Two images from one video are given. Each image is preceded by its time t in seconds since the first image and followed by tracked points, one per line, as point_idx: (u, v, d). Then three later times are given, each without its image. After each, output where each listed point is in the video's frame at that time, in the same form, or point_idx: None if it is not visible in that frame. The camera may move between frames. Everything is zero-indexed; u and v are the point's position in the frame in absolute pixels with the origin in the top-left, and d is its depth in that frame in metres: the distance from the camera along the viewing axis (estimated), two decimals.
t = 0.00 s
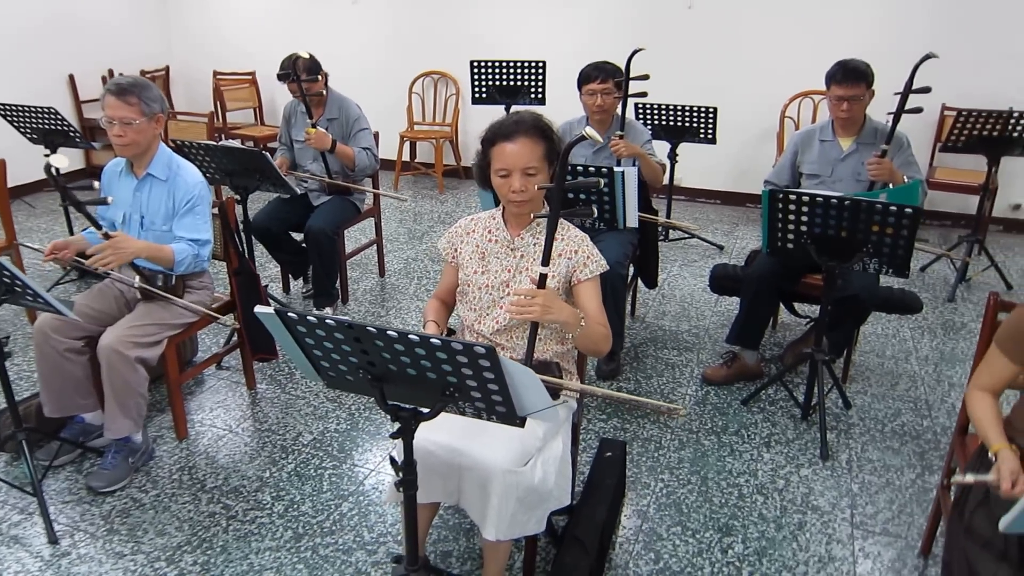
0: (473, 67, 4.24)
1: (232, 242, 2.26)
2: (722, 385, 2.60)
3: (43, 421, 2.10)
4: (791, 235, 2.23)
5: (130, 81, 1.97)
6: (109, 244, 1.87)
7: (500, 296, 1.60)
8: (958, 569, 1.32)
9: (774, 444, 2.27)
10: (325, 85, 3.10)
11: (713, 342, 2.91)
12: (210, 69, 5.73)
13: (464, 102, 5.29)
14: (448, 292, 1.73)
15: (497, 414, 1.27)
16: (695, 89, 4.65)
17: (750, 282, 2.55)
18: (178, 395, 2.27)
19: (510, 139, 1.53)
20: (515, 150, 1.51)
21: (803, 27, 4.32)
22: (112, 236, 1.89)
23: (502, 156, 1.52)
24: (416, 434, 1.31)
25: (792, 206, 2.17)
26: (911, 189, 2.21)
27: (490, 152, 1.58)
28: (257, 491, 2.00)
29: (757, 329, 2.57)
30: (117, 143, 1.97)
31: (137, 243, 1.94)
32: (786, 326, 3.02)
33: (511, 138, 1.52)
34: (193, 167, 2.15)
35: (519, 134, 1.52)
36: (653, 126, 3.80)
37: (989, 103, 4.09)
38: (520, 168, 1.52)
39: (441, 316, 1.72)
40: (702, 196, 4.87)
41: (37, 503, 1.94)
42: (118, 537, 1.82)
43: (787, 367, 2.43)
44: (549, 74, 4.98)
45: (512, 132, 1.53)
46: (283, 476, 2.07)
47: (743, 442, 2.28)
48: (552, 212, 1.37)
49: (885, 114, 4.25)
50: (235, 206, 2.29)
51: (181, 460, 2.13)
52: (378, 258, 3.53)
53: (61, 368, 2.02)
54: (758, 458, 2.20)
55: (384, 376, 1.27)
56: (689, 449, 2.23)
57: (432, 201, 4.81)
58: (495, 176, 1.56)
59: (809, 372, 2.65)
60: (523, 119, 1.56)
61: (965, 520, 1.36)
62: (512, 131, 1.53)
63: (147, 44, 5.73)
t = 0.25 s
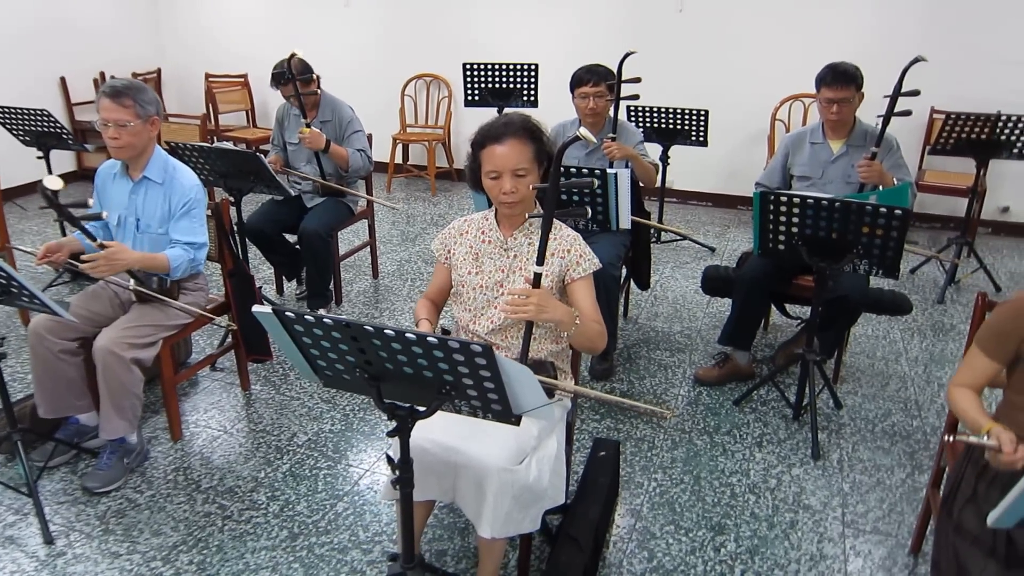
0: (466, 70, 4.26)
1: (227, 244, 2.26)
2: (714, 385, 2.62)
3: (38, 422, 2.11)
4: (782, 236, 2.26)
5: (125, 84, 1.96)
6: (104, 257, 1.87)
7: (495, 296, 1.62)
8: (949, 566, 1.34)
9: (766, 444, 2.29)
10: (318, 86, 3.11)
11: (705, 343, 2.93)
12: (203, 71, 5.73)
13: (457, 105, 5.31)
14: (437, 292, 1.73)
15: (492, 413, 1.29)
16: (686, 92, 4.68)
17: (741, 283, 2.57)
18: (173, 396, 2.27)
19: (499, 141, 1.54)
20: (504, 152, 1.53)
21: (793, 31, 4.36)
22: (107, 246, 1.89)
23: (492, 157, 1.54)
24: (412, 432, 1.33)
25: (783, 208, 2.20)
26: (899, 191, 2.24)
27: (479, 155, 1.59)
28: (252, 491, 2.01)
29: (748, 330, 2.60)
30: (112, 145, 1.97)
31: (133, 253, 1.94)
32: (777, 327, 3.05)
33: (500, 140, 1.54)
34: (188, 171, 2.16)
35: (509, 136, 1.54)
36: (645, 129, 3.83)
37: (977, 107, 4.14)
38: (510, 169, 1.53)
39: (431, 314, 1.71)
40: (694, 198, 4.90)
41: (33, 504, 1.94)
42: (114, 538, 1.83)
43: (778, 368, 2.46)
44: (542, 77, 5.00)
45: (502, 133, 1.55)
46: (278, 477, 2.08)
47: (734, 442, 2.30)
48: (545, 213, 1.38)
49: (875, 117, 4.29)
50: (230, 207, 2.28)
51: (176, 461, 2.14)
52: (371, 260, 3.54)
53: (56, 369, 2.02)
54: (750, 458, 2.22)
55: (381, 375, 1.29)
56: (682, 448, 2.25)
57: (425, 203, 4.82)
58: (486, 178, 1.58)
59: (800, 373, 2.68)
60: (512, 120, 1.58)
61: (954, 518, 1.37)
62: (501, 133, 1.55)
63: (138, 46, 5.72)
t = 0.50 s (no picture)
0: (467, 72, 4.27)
1: (230, 243, 2.27)
2: (713, 387, 2.63)
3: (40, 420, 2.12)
4: (782, 239, 2.27)
5: (121, 85, 1.96)
6: (109, 252, 1.88)
7: (493, 297, 1.63)
8: (947, 567, 1.35)
9: (764, 446, 2.30)
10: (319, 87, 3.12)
11: (705, 345, 2.94)
12: (204, 72, 5.75)
13: (457, 107, 5.33)
14: (435, 294, 1.74)
15: (493, 411, 1.30)
16: (686, 95, 4.70)
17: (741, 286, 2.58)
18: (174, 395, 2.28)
19: (486, 143, 1.54)
20: (493, 154, 1.52)
21: (793, 35, 4.38)
22: (113, 243, 1.90)
23: (481, 160, 1.53)
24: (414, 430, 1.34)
25: (783, 210, 2.21)
26: (899, 195, 2.25)
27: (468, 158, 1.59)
28: (253, 489, 2.02)
29: (748, 332, 2.61)
30: (113, 148, 1.98)
31: (138, 251, 1.95)
32: (776, 330, 3.06)
33: (488, 142, 1.53)
34: (191, 170, 2.17)
35: (495, 138, 1.53)
36: (646, 131, 3.84)
37: (976, 111, 4.15)
38: (499, 171, 1.53)
39: (428, 318, 1.72)
40: (694, 201, 4.91)
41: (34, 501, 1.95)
42: (115, 535, 1.84)
43: (777, 369, 2.47)
44: (542, 79, 5.02)
45: (488, 136, 1.55)
46: (279, 475, 2.08)
47: (733, 443, 2.31)
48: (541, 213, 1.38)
49: (874, 121, 4.31)
50: (232, 207, 2.28)
51: (177, 459, 2.15)
52: (372, 260, 3.55)
53: (58, 367, 2.03)
54: (749, 459, 2.23)
55: (383, 373, 1.30)
56: (681, 450, 2.26)
57: (425, 205, 4.84)
58: (476, 180, 1.57)
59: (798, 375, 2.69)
60: (497, 122, 1.57)
61: (952, 519, 1.38)
62: (487, 135, 1.54)
63: (140, 47, 5.74)
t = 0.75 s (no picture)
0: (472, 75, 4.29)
1: (236, 244, 2.28)
2: (718, 390, 2.63)
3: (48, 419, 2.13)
4: (787, 242, 2.27)
5: (123, 89, 1.96)
6: (118, 250, 1.89)
7: (496, 300, 1.63)
8: (951, 569, 1.34)
9: (769, 449, 2.30)
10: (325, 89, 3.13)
11: (710, 347, 2.94)
12: (211, 74, 5.78)
13: (463, 109, 5.34)
14: (438, 296, 1.74)
15: (498, 411, 1.30)
16: (691, 98, 4.70)
17: (746, 289, 2.58)
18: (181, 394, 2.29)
19: (476, 147, 1.53)
20: (484, 158, 1.52)
21: (799, 38, 4.38)
22: (123, 240, 1.92)
23: (473, 165, 1.53)
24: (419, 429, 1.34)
25: (789, 213, 2.21)
26: (906, 197, 2.24)
27: (460, 164, 1.58)
28: (259, 489, 2.03)
29: (753, 335, 2.61)
30: (121, 153, 1.99)
31: (146, 250, 1.96)
32: (781, 333, 3.06)
33: (477, 146, 1.53)
34: (198, 172, 2.18)
35: (485, 141, 1.53)
36: (651, 134, 3.85)
37: (982, 114, 4.14)
38: (491, 175, 1.53)
39: (429, 321, 1.72)
40: (699, 204, 4.92)
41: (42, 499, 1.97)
42: (122, 534, 1.85)
43: (783, 372, 2.47)
44: (548, 82, 5.03)
45: (478, 140, 1.54)
46: (284, 475, 2.09)
47: (738, 446, 2.31)
48: (541, 210, 1.38)
49: (880, 124, 4.30)
50: (239, 208, 2.29)
51: (183, 458, 2.16)
52: (377, 262, 3.56)
53: (65, 367, 2.04)
54: (753, 461, 2.23)
55: (389, 372, 1.30)
56: (685, 452, 2.26)
57: (431, 207, 4.85)
58: (469, 185, 1.57)
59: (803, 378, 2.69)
60: (486, 126, 1.57)
61: (957, 522, 1.37)
62: (477, 139, 1.53)
63: (148, 49, 5.77)
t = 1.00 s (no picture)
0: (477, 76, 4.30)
1: (239, 242, 2.29)
2: (719, 393, 2.63)
3: (50, 415, 2.14)
4: (790, 246, 2.27)
5: (127, 87, 1.96)
6: (123, 244, 1.91)
7: (500, 301, 1.64)
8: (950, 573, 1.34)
9: (770, 452, 2.30)
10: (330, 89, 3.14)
11: (711, 350, 2.95)
12: (216, 73, 5.79)
13: (467, 110, 5.35)
14: (443, 296, 1.74)
15: (500, 410, 1.31)
16: (695, 101, 4.71)
17: (748, 291, 2.58)
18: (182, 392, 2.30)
19: (486, 150, 1.54)
20: (494, 161, 1.52)
21: (803, 43, 4.39)
22: (127, 236, 1.93)
23: (482, 168, 1.53)
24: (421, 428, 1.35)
25: (791, 216, 2.21)
26: (908, 202, 2.25)
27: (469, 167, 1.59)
28: (259, 487, 2.03)
29: (754, 339, 2.61)
30: (126, 152, 2.00)
31: (150, 246, 1.97)
32: (782, 336, 3.06)
33: (487, 149, 1.53)
34: (202, 170, 2.19)
35: (495, 144, 1.53)
36: (654, 137, 3.85)
37: (986, 121, 4.14)
38: (500, 177, 1.53)
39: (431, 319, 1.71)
40: (701, 208, 4.92)
41: (43, 494, 1.97)
42: (123, 530, 1.86)
43: (784, 375, 2.47)
44: (552, 84, 5.03)
45: (487, 143, 1.55)
46: (285, 473, 2.10)
47: (738, 449, 2.31)
48: (547, 211, 1.38)
49: (883, 129, 4.31)
50: (243, 206, 2.30)
51: (184, 455, 2.16)
52: (380, 262, 3.57)
53: (68, 363, 2.04)
54: (753, 464, 2.23)
55: (391, 371, 1.31)
56: (686, 454, 2.26)
57: (433, 207, 4.86)
58: (478, 188, 1.57)
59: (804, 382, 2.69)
60: (495, 129, 1.58)
61: (956, 527, 1.37)
62: (487, 142, 1.54)
63: (153, 47, 5.79)
